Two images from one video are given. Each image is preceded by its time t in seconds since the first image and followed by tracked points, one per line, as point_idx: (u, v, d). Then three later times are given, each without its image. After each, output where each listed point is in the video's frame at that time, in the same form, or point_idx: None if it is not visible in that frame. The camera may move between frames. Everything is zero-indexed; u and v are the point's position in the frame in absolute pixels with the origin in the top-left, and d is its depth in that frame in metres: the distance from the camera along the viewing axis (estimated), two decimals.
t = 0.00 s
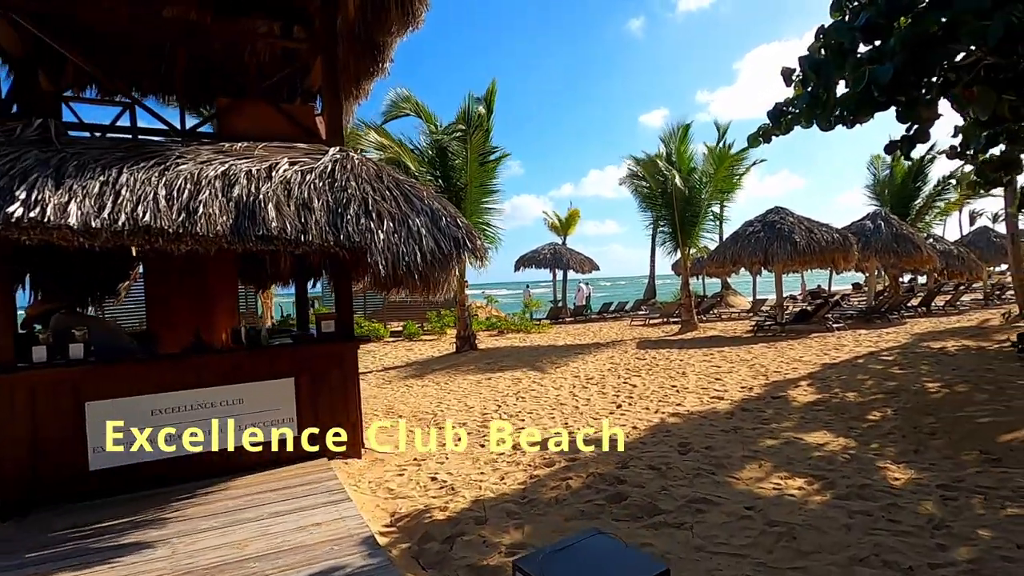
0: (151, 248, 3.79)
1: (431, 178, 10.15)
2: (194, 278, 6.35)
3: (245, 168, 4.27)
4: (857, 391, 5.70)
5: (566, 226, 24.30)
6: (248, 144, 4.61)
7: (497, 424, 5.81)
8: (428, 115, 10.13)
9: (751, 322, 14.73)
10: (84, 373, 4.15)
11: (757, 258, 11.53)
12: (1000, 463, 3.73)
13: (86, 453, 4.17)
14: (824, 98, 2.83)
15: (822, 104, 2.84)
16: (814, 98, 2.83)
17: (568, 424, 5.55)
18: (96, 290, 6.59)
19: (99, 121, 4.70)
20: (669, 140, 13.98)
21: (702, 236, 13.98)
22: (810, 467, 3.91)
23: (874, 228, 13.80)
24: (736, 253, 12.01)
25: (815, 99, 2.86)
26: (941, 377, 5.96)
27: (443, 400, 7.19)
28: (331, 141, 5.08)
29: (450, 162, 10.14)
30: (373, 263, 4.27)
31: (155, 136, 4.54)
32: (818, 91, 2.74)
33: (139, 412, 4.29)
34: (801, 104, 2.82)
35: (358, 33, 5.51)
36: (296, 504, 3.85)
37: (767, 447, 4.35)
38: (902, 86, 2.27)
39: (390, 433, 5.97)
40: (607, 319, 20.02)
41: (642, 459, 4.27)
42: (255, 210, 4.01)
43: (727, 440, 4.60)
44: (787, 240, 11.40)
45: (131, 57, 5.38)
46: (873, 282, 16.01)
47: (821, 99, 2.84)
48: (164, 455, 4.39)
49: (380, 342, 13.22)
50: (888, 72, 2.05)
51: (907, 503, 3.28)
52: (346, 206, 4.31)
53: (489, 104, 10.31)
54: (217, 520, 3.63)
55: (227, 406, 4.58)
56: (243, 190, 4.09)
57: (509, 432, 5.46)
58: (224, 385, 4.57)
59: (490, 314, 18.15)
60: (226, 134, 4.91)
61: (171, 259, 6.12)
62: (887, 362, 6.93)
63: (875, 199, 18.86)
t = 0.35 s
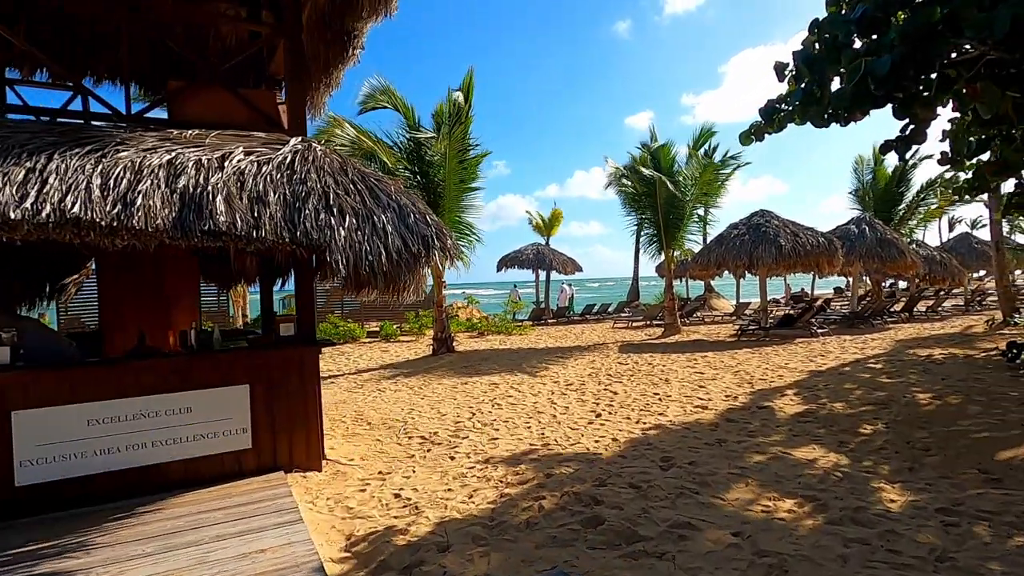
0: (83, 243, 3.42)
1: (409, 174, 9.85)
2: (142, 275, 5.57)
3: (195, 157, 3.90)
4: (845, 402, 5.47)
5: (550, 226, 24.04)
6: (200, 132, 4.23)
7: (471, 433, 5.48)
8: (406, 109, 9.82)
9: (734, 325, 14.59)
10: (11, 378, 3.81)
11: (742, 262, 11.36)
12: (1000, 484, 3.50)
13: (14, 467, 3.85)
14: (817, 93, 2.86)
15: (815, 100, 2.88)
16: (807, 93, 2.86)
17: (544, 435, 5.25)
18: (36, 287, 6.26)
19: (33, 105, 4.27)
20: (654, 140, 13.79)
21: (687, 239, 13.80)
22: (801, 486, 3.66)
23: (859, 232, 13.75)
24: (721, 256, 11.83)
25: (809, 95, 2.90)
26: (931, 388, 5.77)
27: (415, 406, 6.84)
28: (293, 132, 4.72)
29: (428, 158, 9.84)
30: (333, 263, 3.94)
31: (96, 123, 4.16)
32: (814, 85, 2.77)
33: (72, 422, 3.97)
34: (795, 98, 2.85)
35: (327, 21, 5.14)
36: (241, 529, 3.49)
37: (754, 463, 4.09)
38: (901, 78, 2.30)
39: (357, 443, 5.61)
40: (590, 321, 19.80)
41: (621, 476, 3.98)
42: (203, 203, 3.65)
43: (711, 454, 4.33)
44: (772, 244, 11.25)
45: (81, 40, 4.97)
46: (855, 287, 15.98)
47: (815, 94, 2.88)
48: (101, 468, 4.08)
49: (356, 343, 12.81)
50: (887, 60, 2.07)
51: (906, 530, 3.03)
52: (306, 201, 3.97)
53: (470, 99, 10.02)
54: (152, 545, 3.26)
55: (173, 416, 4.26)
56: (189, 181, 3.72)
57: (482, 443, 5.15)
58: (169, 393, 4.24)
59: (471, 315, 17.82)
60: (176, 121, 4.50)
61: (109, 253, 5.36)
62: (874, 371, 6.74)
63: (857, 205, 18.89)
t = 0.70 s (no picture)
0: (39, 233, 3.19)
1: (407, 173, 9.62)
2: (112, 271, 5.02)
3: (165, 144, 3.66)
4: (859, 412, 5.15)
5: (553, 229, 23.78)
6: (171, 119, 3.98)
7: (463, 442, 5.19)
8: (406, 105, 9.58)
9: (740, 331, 14.25)
10: None
11: (749, 265, 11.05)
12: None
13: None
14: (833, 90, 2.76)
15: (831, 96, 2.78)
16: (822, 88, 2.76)
17: (541, 445, 4.95)
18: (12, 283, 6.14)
19: None
20: (660, 140, 13.51)
21: (692, 242, 13.49)
22: (816, 505, 3.35)
23: (868, 236, 13.43)
24: (727, 260, 11.52)
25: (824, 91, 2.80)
26: (951, 399, 5.45)
27: (407, 412, 6.55)
28: (275, 120, 4.46)
29: (427, 156, 9.61)
30: (309, 258, 3.67)
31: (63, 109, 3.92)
32: (828, 80, 2.65)
33: (32, 429, 3.72)
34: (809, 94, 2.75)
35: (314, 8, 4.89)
36: (206, 549, 3.20)
37: (764, 478, 3.79)
38: (924, 74, 2.06)
39: (343, 451, 5.32)
40: (592, 324, 19.49)
41: (621, 493, 3.67)
42: (170, 192, 3.40)
43: (718, 469, 4.02)
44: (780, 247, 10.94)
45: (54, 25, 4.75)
46: (863, 292, 15.63)
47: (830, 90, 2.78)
48: (62, 478, 3.84)
49: (352, 346, 12.54)
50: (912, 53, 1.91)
51: (935, 559, 2.73)
52: (283, 192, 3.70)
53: (473, 95, 9.74)
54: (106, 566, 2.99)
55: (142, 422, 4.01)
56: (155, 169, 3.47)
57: (474, 453, 4.86)
58: (136, 399, 3.98)
59: (472, 318, 17.55)
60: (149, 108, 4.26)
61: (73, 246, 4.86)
62: (889, 380, 6.42)
63: (866, 208, 18.55)
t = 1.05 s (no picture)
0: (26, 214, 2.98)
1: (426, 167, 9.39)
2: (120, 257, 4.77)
3: (166, 125, 3.42)
4: (902, 438, 4.73)
5: (575, 228, 23.39)
6: (175, 99, 3.75)
7: (470, 449, 4.91)
8: (427, 96, 9.34)
9: (767, 339, 13.72)
10: None
11: (782, 271, 10.56)
12: None
13: None
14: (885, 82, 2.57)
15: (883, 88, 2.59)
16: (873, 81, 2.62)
17: (552, 456, 4.64)
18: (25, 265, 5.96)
19: (12, 68, 3.84)
20: (688, 139, 13.06)
21: (720, 246, 13.02)
22: (860, 547, 2.99)
23: (911, 244, 12.84)
24: (757, 265, 11.04)
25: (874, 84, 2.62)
26: (1006, 427, 5.00)
27: (415, 413, 6.30)
28: (284, 104, 4.20)
29: (447, 150, 9.37)
30: (311, 249, 3.44)
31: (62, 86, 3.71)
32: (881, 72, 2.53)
33: (23, 419, 3.53)
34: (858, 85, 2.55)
35: None
36: (186, 557, 2.96)
37: (800, 511, 3.43)
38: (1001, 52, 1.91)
39: (345, 451, 5.08)
40: (613, 327, 19.09)
41: (638, 520, 3.35)
42: (165, 174, 3.16)
43: (747, 499, 3.66)
44: (815, 254, 10.44)
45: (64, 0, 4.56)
46: (901, 304, 14.96)
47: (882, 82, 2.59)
48: (51, 470, 3.63)
49: (368, 339, 12.39)
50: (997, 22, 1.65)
51: None
52: (285, 178, 3.48)
53: (494, 87, 9.48)
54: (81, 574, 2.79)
55: (137, 415, 3.78)
56: (153, 151, 3.23)
57: (480, 462, 4.57)
58: (130, 390, 3.75)
59: (490, 316, 17.30)
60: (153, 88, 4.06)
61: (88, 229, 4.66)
62: (934, 402, 5.96)
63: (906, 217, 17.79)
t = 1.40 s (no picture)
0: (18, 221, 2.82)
1: (440, 166, 9.22)
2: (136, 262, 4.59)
3: (165, 123, 3.24)
4: (953, 455, 4.41)
5: (592, 228, 23.09)
6: (177, 98, 3.58)
7: (486, 460, 4.70)
8: (441, 96, 9.16)
9: (794, 341, 13.29)
10: None
11: (812, 271, 10.16)
12: None
13: None
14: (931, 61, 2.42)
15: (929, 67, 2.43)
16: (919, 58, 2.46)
17: (573, 469, 4.40)
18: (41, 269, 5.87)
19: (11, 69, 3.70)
20: (709, 135, 12.70)
21: (743, 245, 12.63)
22: None
23: (949, 242, 12.33)
24: (784, 264, 10.65)
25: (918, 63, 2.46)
26: None
27: (430, 420, 6.11)
28: (290, 103, 4.01)
29: (460, 149, 9.17)
30: (315, 253, 3.25)
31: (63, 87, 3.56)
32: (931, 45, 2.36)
33: (23, 431, 3.35)
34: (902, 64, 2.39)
35: None
36: None
37: (849, 538, 3.15)
38: None
39: (357, 462, 4.89)
40: (632, 328, 18.73)
41: (668, 544, 3.11)
42: (163, 176, 2.98)
43: (786, 521, 3.40)
44: (847, 252, 10.03)
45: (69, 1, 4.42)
46: (935, 304, 14.41)
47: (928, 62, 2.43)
48: (54, 484, 3.44)
49: (384, 343, 12.27)
50: None
51: None
52: (289, 178, 3.29)
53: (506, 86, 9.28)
54: None
55: (141, 426, 3.58)
56: (152, 152, 3.04)
57: (496, 475, 4.36)
58: (134, 401, 3.56)
59: (507, 318, 17.08)
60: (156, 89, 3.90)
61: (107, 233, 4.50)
62: (982, 412, 5.61)
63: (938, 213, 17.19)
